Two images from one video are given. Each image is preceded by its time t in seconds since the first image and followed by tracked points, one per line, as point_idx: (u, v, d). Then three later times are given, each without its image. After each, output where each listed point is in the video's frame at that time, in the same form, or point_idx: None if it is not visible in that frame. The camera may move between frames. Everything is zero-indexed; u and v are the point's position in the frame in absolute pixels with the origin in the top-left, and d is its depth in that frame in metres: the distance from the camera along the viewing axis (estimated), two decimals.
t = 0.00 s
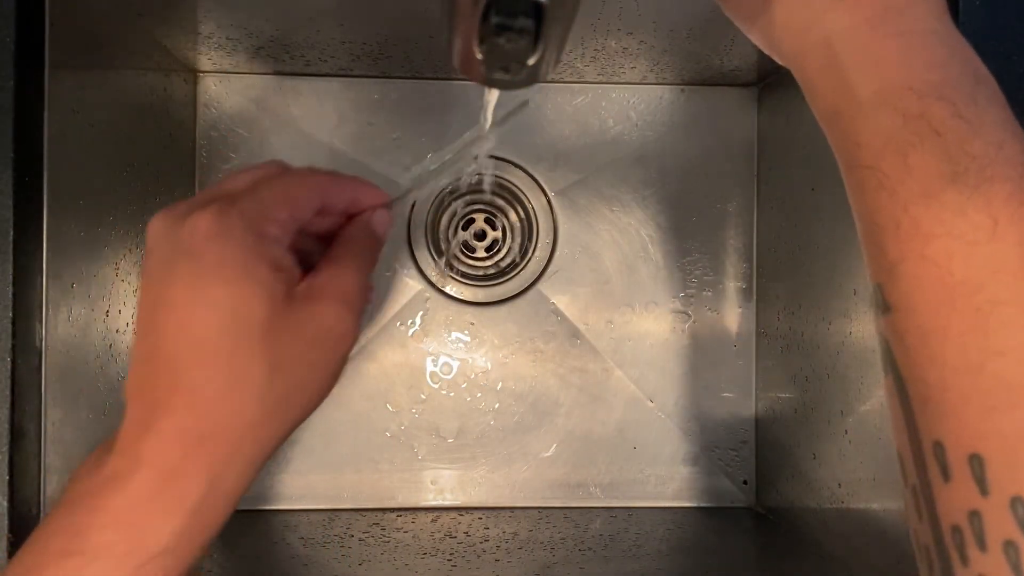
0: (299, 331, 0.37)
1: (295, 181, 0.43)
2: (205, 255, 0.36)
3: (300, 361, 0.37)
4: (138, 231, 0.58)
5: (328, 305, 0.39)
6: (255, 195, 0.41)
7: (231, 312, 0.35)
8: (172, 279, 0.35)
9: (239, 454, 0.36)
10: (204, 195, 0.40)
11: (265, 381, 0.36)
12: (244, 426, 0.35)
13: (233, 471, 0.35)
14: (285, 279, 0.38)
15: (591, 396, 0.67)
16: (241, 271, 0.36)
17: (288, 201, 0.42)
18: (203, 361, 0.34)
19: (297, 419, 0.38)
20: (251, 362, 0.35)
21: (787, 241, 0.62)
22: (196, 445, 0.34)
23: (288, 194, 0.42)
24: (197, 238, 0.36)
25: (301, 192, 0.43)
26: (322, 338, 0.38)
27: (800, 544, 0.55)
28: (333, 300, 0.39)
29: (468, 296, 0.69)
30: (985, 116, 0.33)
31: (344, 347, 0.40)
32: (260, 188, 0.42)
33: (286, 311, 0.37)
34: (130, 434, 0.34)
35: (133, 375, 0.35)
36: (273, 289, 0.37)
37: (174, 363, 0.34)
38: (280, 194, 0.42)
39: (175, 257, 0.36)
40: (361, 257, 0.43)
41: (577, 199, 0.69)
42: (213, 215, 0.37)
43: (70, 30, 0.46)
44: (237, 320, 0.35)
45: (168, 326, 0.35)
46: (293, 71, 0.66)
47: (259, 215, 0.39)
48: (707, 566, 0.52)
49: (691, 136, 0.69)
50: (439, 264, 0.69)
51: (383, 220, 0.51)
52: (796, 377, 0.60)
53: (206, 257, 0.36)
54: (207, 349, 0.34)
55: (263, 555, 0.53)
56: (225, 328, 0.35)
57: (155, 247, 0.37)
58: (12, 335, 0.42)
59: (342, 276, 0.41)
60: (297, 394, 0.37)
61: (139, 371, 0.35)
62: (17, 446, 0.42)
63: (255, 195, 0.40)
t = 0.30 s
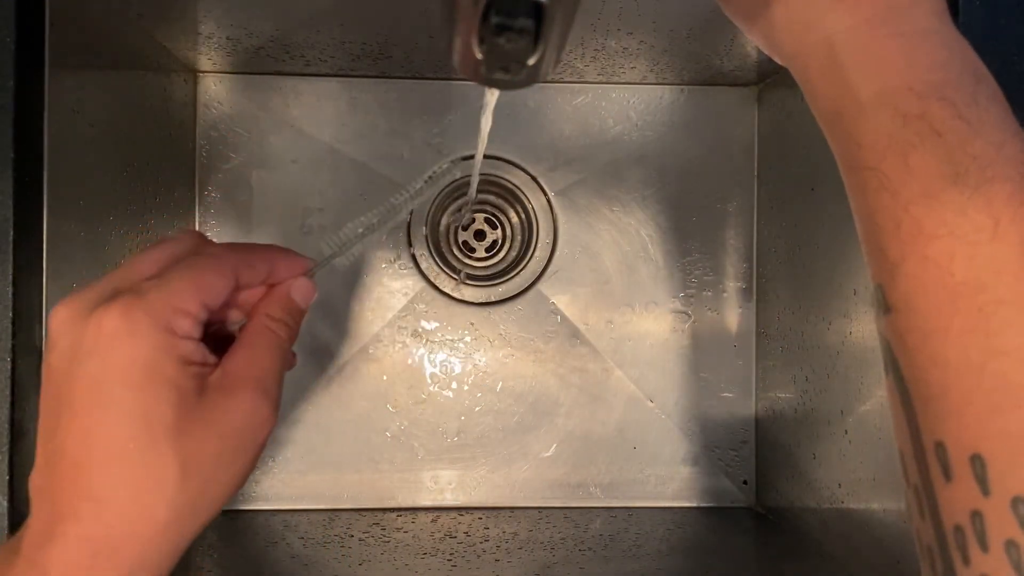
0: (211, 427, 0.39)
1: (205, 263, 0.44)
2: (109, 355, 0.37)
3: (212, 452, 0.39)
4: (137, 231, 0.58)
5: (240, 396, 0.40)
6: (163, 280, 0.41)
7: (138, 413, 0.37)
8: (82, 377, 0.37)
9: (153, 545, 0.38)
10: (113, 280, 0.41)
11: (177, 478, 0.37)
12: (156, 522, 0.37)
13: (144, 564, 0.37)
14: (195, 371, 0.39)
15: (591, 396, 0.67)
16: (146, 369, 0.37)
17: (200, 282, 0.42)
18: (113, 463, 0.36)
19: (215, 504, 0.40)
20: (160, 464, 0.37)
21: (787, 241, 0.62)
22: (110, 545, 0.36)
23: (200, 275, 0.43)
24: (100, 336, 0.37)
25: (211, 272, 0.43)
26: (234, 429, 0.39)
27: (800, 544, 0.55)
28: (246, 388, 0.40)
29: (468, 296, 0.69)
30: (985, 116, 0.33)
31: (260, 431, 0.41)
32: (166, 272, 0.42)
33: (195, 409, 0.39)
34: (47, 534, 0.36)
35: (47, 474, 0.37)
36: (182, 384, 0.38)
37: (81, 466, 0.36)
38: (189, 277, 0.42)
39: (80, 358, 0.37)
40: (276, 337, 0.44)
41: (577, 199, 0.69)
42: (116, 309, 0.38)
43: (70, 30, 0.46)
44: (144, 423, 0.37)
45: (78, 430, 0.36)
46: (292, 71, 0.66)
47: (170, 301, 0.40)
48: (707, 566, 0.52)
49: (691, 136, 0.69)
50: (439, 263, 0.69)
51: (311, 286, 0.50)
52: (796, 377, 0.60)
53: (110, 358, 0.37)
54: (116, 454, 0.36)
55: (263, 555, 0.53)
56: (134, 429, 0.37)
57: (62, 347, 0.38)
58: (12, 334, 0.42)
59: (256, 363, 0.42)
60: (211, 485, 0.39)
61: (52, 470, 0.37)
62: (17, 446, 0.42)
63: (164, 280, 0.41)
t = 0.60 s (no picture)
0: (348, 355, 0.37)
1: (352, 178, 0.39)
2: (273, 282, 0.32)
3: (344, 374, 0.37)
4: (137, 231, 0.57)
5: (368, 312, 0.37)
6: (325, 197, 0.37)
7: (299, 346, 0.33)
8: (227, 296, 0.32)
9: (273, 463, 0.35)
10: (263, 187, 0.36)
11: (316, 402, 0.35)
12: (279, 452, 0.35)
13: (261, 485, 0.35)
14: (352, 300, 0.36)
15: (590, 396, 0.67)
16: (315, 309, 0.33)
17: (349, 196, 0.38)
18: (259, 391, 0.33)
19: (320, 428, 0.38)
20: (304, 399, 0.34)
21: (787, 241, 0.62)
22: (227, 474, 0.33)
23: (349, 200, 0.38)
24: (266, 264, 0.32)
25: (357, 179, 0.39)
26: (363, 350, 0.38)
27: (800, 544, 0.55)
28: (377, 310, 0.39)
29: (467, 296, 0.69)
30: (983, 117, 0.33)
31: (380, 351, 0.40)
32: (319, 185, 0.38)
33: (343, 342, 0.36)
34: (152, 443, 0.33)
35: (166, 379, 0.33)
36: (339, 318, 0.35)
37: (225, 388, 0.32)
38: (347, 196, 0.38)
39: (240, 273, 0.33)
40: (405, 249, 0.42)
41: (577, 199, 0.69)
42: (287, 242, 0.33)
43: (70, 30, 0.46)
44: (296, 360, 0.33)
45: (213, 350, 0.32)
46: (292, 71, 0.66)
47: (334, 226, 0.35)
48: (708, 566, 0.52)
49: (691, 136, 0.69)
50: (439, 263, 0.69)
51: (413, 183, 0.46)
52: (796, 377, 0.60)
53: (268, 286, 0.32)
54: (263, 378, 0.33)
55: (263, 554, 0.53)
56: (282, 361, 0.33)
57: (211, 252, 0.33)
58: (12, 335, 0.42)
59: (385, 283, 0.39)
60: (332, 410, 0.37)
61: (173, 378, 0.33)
62: (16, 446, 0.42)
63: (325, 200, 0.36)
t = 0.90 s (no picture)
0: (233, 429, 0.36)
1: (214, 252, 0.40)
2: (146, 349, 0.32)
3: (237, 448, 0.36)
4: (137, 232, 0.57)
5: (256, 398, 0.37)
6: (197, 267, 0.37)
7: (175, 409, 0.33)
8: (101, 373, 0.32)
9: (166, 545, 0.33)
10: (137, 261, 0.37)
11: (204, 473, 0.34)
12: (176, 521, 0.33)
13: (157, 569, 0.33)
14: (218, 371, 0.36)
15: (590, 396, 0.67)
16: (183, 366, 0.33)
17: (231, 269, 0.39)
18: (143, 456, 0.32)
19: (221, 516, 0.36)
20: (180, 469, 0.33)
21: (787, 241, 0.62)
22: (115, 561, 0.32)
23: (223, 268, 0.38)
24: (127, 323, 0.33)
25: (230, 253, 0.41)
26: (255, 429, 0.37)
27: (800, 544, 0.55)
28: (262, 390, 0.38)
29: (467, 296, 0.69)
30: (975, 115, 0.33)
31: (273, 433, 0.38)
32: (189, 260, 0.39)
33: (219, 413, 0.35)
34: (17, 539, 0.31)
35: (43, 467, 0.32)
36: (210, 385, 0.35)
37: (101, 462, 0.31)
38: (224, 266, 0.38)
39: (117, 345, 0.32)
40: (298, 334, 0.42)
41: (577, 199, 0.69)
42: (150, 301, 0.34)
43: (71, 30, 0.46)
44: (169, 425, 0.33)
45: (87, 426, 0.31)
46: (292, 71, 0.66)
47: (202, 289, 0.36)
48: (708, 566, 0.52)
49: (691, 136, 0.69)
50: (439, 263, 0.69)
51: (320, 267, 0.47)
52: (796, 377, 0.60)
53: (149, 354, 0.33)
54: (136, 449, 0.32)
55: (264, 554, 0.53)
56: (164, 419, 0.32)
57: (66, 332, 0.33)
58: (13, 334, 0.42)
59: (274, 360, 0.39)
60: (233, 480, 0.36)
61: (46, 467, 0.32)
62: (16, 446, 0.43)
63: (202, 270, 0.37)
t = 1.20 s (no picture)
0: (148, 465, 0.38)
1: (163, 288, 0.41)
2: (44, 382, 0.36)
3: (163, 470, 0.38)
4: (137, 231, 0.57)
5: (174, 436, 0.38)
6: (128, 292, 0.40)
7: (81, 433, 0.36)
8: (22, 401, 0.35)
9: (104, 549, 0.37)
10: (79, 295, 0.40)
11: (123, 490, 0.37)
12: (95, 543, 0.37)
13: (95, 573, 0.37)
14: (136, 404, 0.38)
15: (590, 396, 0.67)
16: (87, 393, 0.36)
17: (166, 291, 0.41)
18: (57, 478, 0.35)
19: (164, 528, 0.40)
20: (95, 498, 0.36)
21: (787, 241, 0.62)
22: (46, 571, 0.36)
23: (158, 290, 0.40)
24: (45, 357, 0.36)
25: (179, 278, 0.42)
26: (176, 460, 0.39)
27: (801, 544, 0.55)
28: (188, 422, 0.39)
29: (467, 296, 0.69)
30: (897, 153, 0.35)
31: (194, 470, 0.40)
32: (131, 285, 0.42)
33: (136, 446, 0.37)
34: None
35: None
36: (121, 417, 0.37)
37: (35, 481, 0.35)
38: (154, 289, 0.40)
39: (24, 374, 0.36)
40: (235, 366, 0.43)
41: (576, 199, 0.69)
42: (47, 337, 0.36)
43: (71, 30, 0.46)
44: (86, 448, 0.36)
45: (21, 451, 0.35)
46: (292, 71, 0.66)
47: (124, 316, 0.38)
48: (708, 566, 0.52)
49: (691, 136, 0.69)
50: (439, 263, 0.69)
51: (269, 309, 0.47)
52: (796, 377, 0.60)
53: (49, 384, 0.36)
54: (69, 475, 0.35)
55: (263, 554, 0.53)
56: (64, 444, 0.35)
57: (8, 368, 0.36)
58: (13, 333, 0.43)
59: (204, 395, 0.40)
60: (154, 506, 0.38)
61: None
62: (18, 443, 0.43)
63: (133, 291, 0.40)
